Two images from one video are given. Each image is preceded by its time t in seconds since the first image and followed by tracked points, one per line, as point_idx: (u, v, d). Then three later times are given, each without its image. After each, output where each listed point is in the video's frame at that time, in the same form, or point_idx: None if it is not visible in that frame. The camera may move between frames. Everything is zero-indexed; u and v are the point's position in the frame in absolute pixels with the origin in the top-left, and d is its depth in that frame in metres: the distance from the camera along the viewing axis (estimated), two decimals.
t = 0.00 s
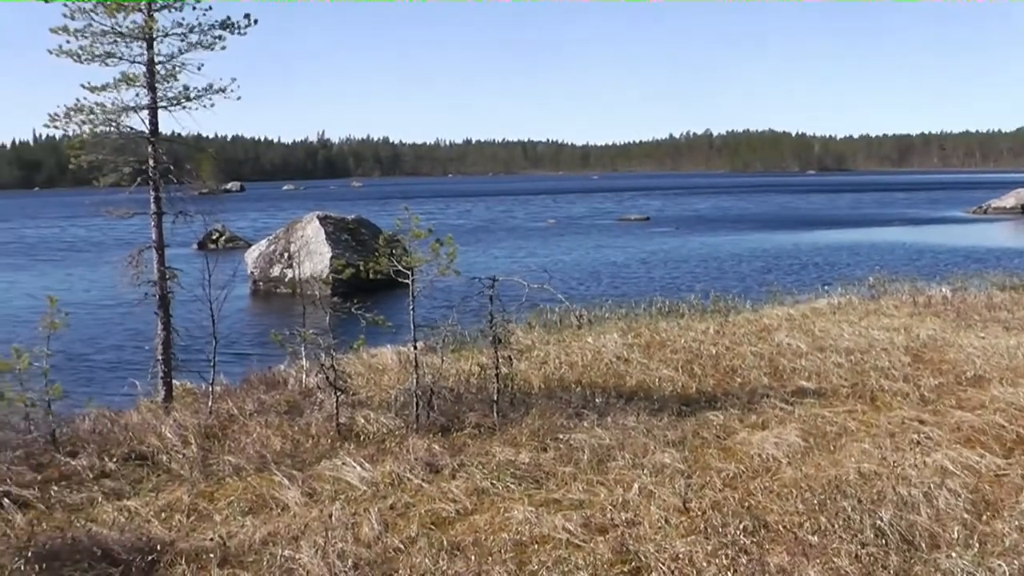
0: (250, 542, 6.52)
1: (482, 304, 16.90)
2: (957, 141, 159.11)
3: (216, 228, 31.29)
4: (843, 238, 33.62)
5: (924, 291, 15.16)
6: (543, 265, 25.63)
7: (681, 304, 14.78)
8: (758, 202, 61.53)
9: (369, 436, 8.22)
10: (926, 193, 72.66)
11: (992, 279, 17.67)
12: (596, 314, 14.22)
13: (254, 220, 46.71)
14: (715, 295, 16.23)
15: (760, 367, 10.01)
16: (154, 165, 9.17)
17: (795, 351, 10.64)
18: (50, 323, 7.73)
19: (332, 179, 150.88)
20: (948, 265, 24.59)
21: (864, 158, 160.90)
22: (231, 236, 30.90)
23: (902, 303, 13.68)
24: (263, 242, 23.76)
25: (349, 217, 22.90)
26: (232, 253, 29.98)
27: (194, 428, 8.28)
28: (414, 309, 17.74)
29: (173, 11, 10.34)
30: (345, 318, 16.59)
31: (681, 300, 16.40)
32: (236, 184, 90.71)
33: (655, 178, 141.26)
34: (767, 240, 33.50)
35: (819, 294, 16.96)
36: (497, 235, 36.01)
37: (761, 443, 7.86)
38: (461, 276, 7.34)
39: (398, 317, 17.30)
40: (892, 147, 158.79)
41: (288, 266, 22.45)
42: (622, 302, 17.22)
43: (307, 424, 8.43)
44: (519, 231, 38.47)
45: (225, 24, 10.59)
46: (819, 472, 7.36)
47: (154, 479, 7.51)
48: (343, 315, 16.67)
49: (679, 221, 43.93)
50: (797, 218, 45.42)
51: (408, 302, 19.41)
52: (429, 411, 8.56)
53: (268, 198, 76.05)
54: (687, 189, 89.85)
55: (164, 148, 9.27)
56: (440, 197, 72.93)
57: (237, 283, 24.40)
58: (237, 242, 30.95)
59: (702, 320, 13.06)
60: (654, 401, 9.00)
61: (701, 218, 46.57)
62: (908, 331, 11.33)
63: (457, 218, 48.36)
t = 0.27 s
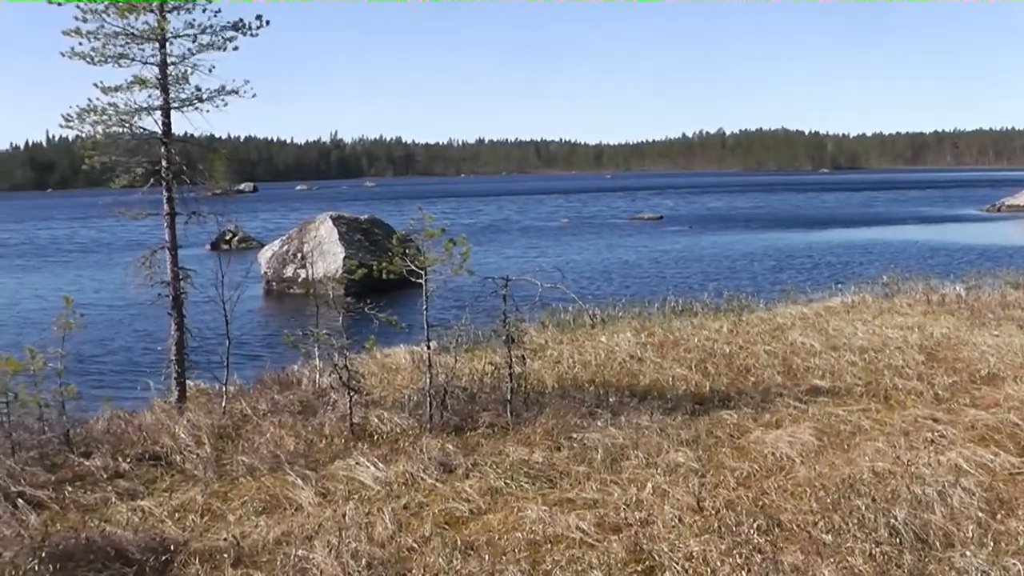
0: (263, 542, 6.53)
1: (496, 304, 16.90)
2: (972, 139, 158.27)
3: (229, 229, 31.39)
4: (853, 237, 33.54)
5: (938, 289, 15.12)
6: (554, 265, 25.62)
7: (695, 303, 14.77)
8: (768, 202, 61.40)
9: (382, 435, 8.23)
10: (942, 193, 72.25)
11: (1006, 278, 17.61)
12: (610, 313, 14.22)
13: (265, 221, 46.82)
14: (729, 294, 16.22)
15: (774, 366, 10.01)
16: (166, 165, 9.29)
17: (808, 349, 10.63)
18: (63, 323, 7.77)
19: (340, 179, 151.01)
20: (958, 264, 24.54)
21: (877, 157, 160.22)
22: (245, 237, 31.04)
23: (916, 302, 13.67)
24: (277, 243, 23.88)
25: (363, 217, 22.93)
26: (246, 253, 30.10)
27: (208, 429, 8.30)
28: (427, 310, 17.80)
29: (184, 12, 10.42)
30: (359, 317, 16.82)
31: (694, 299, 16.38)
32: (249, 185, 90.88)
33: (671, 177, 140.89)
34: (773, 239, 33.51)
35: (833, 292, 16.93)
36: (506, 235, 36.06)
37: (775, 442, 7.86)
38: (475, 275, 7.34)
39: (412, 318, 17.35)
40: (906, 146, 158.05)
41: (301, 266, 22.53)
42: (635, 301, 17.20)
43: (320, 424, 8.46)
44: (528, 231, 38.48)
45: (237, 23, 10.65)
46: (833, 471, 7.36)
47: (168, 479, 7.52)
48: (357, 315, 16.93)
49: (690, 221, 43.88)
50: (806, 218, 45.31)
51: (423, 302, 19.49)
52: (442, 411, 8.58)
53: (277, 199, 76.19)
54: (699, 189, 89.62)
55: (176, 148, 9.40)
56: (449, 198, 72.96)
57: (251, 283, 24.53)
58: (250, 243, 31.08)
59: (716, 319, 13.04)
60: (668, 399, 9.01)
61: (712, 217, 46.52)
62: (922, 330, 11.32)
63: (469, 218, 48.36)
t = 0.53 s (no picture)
0: (277, 539, 6.53)
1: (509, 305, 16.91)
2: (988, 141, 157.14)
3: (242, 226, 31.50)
4: (864, 239, 33.46)
5: (954, 292, 15.07)
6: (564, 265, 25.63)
7: (710, 304, 14.76)
8: (778, 203, 61.28)
9: (397, 434, 8.25)
10: (960, 195, 71.60)
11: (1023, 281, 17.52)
12: (625, 313, 14.23)
13: (277, 219, 46.95)
14: (744, 295, 16.20)
15: (788, 367, 10.01)
16: (183, 163, 9.45)
17: (823, 351, 10.62)
18: (79, 320, 7.81)
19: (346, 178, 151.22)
20: (971, 266, 24.42)
21: (893, 158, 159.24)
22: (259, 235, 31.10)
23: (932, 304, 13.64)
24: (293, 241, 24.01)
25: (377, 215, 22.97)
26: (259, 251, 30.20)
27: (222, 426, 8.33)
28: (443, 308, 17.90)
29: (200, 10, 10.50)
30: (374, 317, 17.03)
31: (710, 300, 16.35)
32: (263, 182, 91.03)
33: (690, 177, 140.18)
34: (782, 240, 33.48)
35: (848, 294, 16.89)
36: (515, 235, 36.09)
37: (790, 443, 7.86)
38: (490, 274, 7.33)
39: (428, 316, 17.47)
40: (921, 148, 157.00)
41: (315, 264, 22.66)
42: (649, 301, 17.19)
43: (335, 422, 8.48)
44: (537, 231, 38.49)
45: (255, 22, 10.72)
46: (848, 472, 7.35)
47: (182, 476, 7.53)
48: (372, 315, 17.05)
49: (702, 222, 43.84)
50: (817, 219, 45.21)
51: (438, 301, 19.60)
52: (457, 410, 8.60)
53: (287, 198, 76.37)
54: (711, 189, 89.37)
55: (193, 146, 9.50)
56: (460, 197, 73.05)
57: (267, 281, 24.64)
58: (264, 241, 31.18)
59: (731, 319, 13.04)
60: (683, 400, 9.01)
61: (723, 219, 46.47)
62: (937, 332, 11.30)
63: (480, 217, 48.36)
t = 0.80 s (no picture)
0: (291, 536, 6.54)
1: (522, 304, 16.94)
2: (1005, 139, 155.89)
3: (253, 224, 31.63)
4: (873, 239, 33.39)
5: (969, 292, 15.05)
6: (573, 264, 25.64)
7: (723, 303, 14.78)
8: (787, 203, 61.18)
9: (410, 432, 8.28)
10: (979, 195, 70.97)
11: None
12: (639, 312, 14.26)
13: (288, 217, 47.12)
14: (758, 294, 16.20)
15: (801, 367, 10.01)
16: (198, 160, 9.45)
17: (837, 351, 10.62)
18: (94, 317, 7.85)
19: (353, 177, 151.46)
20: (982, 267, 24.33)
21: (906, 158, 158.28)
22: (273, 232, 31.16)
23: (946, 304, 13.62)
24: (306, 239, 24.12)
25: (392, 213, 23.02)
26: (270, 249, 30.30)
27: (236, 423, 8.36)
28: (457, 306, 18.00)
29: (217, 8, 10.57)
30: (388, 315, 17.18)
31: (724, 299, 16.35)
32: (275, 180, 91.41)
33: (702, 176, 139.77)
34: (791, 240, 33.45)
35: (862, 294, 16.86)
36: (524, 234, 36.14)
37: (803, 444, 7.86)
38: (504, 273, 7.32)
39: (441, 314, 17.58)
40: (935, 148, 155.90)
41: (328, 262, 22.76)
42: (662, 301, 17.20)
43: (349, 420, 8.51)
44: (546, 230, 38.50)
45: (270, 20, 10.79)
46: (861, 473, 7.35)
47: (196, 473, 7.55)
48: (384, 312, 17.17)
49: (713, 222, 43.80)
50: (827, 219, 45.13)
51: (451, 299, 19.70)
52: (470, 408, 8.63)
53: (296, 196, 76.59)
54: (720, 189, 89.25)
55: (207, 143, 9.61)
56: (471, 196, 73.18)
57: (281, 278, 24.77)
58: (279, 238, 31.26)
59: (744, 319, 13.05)
60: (696, 400, 9.02)
61: (734, 219, 46.43)
62: (951, 332, 11.28)
63: (488, 216, 48.43)
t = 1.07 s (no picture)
0: (302, 533, 6.55)
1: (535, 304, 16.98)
2: (1022, 142, 154.54)
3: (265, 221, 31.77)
4: (884, 242, 33.32)
5: (984, 296, 15.02)
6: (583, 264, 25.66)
7: (737, 304, 14.79)
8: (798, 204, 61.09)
9: (422, 430, 8.30)
10: (1000, 199, 70.24)
11: None
12: (653, 312, 14.29)
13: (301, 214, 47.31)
14: (772, 295, 16.21)
15: (815, 369, 10.01)
16: (212, 157, 9.66)
17: (850, 353, 10.62)
18: (107, 312, 7.89)
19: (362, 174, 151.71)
20: (994, 271, 24.25)
21: (921, 161, 157.19)
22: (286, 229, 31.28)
23: (960, 308, 13.61)
24: (320, 237, 24.20)
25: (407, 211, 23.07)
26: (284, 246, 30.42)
27: (248, 420, 8.38)
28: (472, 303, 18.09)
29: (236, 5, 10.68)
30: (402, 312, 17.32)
31: (737, 300, 16.35)
32: (292, 175, 91.60)
33: (715, 176, 139.62)
34: (801, 242, 33.41)
35: (876, 297, 16.84)
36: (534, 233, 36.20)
37: (816, 446, 7.86)
38: (518, 272, 7.32)
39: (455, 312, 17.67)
40: (951, 150, 154.74)
41: (343, 259, 22.85)
42: (675, 301, 17.20)
43: (361, 417, 8.53)
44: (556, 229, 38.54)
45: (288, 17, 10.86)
46: (874, 475, 7.34)
47: (208, 468, 7.57)
48: (399, 310, 17.25)
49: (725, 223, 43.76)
50: (839, 221, 45.05)
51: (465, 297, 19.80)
52: (483, 406, 8.65)
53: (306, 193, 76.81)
54: (731, 189, 89.13)
55: (222, 140, 9.77)
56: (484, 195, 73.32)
57: (294, 276, 24.88)
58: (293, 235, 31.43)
59: (758, 320, 13.05)
60: (708, 400, 9.03)
61: (746, 220, 46.38)
62: (966, 336, 11.26)
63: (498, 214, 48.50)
